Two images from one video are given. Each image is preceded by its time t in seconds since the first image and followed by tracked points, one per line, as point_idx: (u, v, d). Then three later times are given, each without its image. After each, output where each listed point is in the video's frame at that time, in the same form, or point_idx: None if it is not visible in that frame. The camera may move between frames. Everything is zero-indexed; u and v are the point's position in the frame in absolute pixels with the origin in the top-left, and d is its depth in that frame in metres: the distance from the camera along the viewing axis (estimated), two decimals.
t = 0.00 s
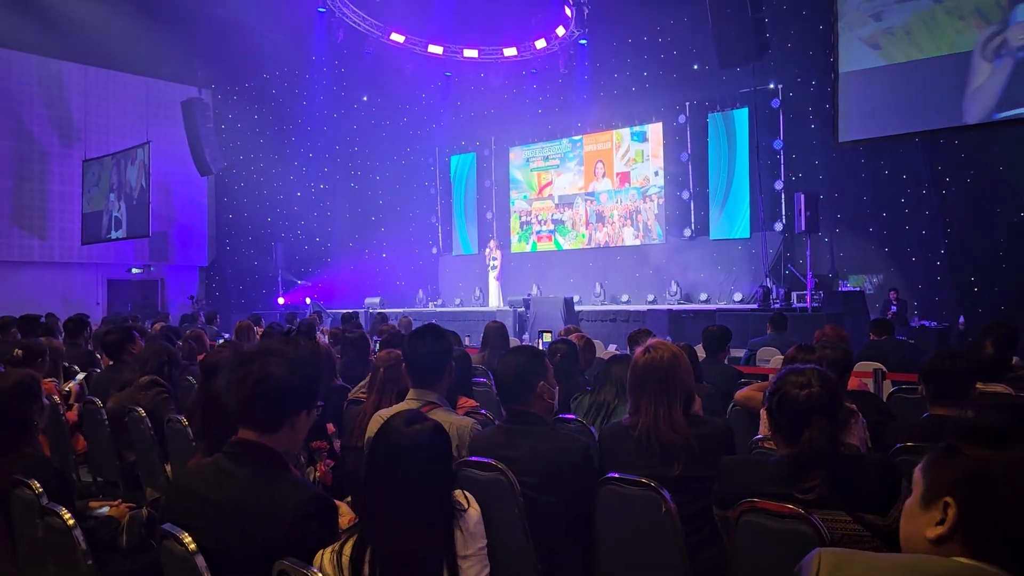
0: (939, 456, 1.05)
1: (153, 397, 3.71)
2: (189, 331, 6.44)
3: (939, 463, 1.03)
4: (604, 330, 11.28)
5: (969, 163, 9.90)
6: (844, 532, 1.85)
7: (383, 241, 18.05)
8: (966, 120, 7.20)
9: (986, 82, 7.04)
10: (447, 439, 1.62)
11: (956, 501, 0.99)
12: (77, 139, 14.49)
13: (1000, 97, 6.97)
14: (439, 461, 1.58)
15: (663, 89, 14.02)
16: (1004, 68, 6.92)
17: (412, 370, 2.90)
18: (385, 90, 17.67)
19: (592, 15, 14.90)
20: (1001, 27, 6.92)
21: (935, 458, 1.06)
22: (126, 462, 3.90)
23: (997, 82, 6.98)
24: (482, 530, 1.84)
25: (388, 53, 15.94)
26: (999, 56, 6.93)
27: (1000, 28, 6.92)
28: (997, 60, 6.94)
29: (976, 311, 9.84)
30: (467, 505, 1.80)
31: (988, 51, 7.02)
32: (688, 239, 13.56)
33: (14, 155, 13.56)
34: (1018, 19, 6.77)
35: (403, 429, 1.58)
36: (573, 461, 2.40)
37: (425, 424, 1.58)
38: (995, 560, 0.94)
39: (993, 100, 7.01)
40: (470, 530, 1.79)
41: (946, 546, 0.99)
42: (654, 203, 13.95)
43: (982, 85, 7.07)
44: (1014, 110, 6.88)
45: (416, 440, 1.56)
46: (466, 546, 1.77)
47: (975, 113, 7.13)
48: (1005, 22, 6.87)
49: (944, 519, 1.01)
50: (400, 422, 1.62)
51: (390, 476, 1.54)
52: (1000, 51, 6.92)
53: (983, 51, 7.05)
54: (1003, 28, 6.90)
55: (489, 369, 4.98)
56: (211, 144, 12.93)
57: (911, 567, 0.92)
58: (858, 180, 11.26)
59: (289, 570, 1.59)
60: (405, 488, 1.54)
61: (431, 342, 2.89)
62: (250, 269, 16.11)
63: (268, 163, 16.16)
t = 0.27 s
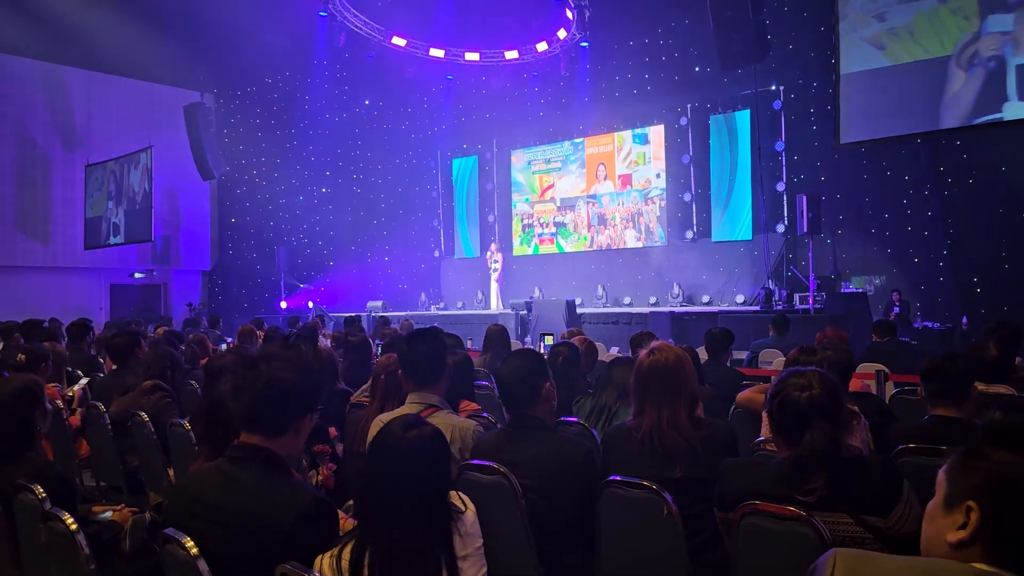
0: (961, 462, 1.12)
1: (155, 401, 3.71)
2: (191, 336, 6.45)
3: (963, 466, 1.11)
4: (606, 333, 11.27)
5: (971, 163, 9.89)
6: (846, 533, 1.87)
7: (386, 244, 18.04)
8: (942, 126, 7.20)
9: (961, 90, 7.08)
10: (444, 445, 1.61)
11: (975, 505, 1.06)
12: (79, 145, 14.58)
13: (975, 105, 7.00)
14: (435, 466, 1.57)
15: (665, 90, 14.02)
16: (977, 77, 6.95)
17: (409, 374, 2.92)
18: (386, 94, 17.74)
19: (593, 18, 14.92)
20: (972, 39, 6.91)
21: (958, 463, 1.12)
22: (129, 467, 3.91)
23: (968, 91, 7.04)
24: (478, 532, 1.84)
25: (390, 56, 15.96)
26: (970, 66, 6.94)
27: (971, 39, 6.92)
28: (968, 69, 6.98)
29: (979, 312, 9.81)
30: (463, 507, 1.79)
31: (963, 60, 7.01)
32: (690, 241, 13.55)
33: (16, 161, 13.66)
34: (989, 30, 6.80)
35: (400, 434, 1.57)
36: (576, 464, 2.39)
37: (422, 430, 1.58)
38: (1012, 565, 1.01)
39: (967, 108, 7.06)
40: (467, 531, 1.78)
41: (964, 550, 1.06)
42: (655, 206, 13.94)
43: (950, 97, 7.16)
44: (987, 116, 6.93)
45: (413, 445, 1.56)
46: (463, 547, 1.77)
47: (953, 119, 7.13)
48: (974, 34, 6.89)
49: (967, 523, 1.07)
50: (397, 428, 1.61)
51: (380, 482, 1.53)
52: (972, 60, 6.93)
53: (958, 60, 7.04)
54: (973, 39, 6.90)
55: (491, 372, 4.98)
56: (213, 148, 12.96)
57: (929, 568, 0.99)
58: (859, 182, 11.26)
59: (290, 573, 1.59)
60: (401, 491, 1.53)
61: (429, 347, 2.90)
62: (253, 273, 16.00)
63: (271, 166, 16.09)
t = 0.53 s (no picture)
0: (956, 468, 1.11)
1: (154, 408, 3.71)
2: (190, 341, 6.44)
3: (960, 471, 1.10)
4: (606, 336, 11.27)
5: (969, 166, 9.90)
6: (844, 539, 1.91)
7: (386, 249, 17.94)
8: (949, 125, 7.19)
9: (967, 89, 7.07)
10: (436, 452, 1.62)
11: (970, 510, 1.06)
12: (79, 150, 14.57)
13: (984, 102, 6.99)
14: (427, 474, 1.58)
15: (663, 94, 14.04)
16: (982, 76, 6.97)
17: (402, 379, 2.90)
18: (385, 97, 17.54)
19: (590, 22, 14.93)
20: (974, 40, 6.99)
21: (953, 471, 1.12)
22: (128, 473, 3.91)
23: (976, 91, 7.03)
24: (472, 538, 1.85)
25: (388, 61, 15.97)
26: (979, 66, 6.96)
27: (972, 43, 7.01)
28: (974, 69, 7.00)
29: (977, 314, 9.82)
30: (456, 513, 1.82)
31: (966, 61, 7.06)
32: (689, 244, 13.55)
33: (15, 168, 13.67)
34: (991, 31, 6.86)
35: (390, 443, 1.58)
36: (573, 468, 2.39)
37: (414, 438, 1.58)
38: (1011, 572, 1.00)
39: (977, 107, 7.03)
40: (461, 537, 1.80)
41: (962, 557, 1.05)
42: (654, 209, 13.94)
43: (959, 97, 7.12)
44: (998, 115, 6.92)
45: (405, 451, 1.56)
46: (456, 553, 1.79)
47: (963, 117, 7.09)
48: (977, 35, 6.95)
49: (962, 531, 1.07)
50: (388, 435, 1.62)
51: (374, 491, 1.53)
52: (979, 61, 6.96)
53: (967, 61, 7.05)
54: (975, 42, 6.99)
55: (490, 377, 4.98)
56: (213, 154, 12.98)
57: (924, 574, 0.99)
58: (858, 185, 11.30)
59: None
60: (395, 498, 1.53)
61: (420, 354, 2.88)
62: (253, 278, 16.31)
63: (269, 172, 16.36)
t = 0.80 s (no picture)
0: (946, 476, 1.11)
1: (149, 415, 3.69)
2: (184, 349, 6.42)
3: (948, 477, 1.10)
4: (602, 342, 11.27)
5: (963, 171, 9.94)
6: (838, 543, 1.91)
7: (382, 255, 18.42)
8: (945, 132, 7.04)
9: (961, 98, 6.98)
10: (427, 460, 1.62)
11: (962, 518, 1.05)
12: (74, 157, 14.50)
13: (977, 110, 6.87)
14: (419, 483, 1.58)
15: (657, 99, 14.07)
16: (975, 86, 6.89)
17: (388, 388, 2.93)
18: (380, 105, 17.93)
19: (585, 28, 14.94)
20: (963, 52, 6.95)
21: (941, 477, 1.11)
22: (123, 482, 3.88)
23: (967, 101, 6.94)
24: (465, 545, 1.87)
25: (384, 67, 15.95)
26: (969, 76, 6.90)
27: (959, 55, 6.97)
28: (966, 78, 6.92)
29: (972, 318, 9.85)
30: (448, 521, 1.86)
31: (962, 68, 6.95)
32: (684, 249, 13.58)
33: (9, 174, 13.61)
34: (980, 43, 6.80)
35: (380, 450, 1.58)
36: (568, 475, 2.39)
37: (404, 446, 1.58)
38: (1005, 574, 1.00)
39: (972, 116, 6.92)
40: (453, 544, 1.82)
41: (951, 564, 1.06)
42: (649, 215, 13.96)
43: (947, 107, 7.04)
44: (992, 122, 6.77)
45: (396, 459, 1.56)
46: (449, 561, 1.81)
47: (957, 125, 6.96)
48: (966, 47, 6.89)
49: (950, 537, 1.07)
50: (378, 444, 1.62)
51: (367, 502, 1.53)
52: (968, 71, 6.90)
53: (958, 69, 6.97)
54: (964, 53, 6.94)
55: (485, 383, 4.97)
56: (208, 160, 12.95)
57: None
58: (853, 189, 11.35)
59: None
60: (388, 507, 1.54)
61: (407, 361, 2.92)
62: (248, 285, 16.33)
63: (264, 179, 16.44)
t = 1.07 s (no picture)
0: (930, 482, 1.02)
1: (141, 425, 3.65)
2: (177, 358, 6.40)
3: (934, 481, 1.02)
4: (595, 349, 11.27)
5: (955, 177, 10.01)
6: (833, 551, 1.92)
7: (377, 263, 18.03)
8: (932, 139, 7.01)
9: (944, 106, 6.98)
10: (423, 468, 1.62)
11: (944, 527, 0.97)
12: (67, 166, 14.51)
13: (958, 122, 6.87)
14: (416, 492, 1.58)
15: (650, 107, 14.11)
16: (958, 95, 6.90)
17: (377, 400, 2.93)
18: (374, 112, 17.68)
19: (578, 37, 15.00)
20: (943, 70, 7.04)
21: (927, 483, 1.03)
22: (115, 492, 3.87)
23: (950, 113, 6.95)
24: (462, 556, 1.87)
25: (377, 75, 15.94)
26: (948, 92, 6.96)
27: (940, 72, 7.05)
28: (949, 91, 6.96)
29: (965, 324, 9.88)
30: (444, 532, 1.85)
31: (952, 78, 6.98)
32: (678, 256, 13.58)
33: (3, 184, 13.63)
34: (960, 61, 6.95)
35: (376, 459, 1.58)
36: (561, 484, 2.39)
37: (400, 454, 1.58)
38: None
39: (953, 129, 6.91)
40: (449, 557, 1.81)
41: None
42: (643, 222, 13.99)
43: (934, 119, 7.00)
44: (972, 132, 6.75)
45: (392, 467, 1.56)
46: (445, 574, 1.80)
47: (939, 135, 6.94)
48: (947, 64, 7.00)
49: (937, 547, 0.98)
50: (374, 452, 1.63)
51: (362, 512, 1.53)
52: (948, 86, 6.97)
53: (949, 88, 6.96)
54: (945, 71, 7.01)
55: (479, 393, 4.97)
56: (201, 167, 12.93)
57: None
58: (845, 196, 11.39)
59: None
60: (382, 518, 1.54)
61: (392, 372, 2.93)
62: (242, 294, 16.42)
63: (257, 188, 16.60)
